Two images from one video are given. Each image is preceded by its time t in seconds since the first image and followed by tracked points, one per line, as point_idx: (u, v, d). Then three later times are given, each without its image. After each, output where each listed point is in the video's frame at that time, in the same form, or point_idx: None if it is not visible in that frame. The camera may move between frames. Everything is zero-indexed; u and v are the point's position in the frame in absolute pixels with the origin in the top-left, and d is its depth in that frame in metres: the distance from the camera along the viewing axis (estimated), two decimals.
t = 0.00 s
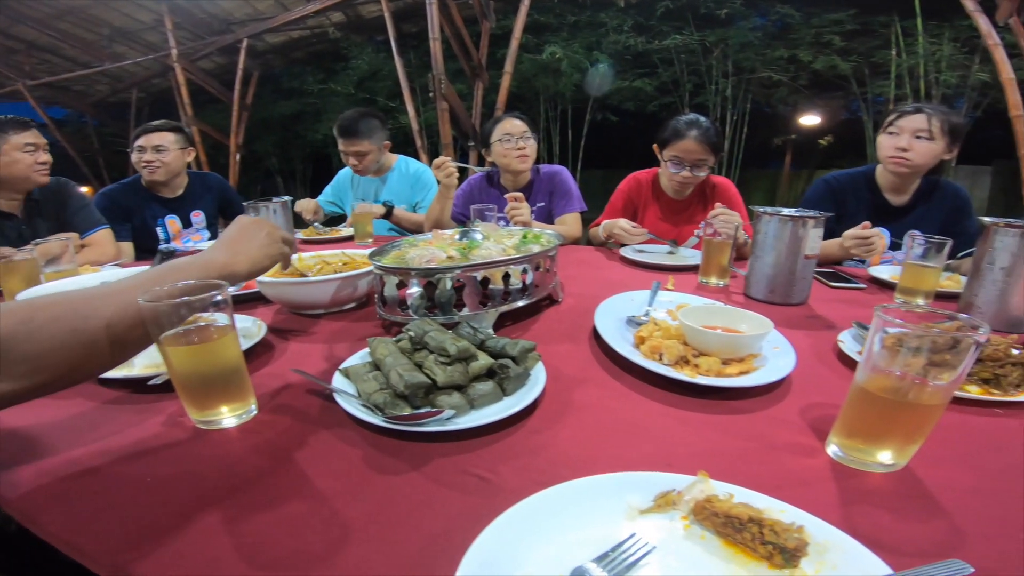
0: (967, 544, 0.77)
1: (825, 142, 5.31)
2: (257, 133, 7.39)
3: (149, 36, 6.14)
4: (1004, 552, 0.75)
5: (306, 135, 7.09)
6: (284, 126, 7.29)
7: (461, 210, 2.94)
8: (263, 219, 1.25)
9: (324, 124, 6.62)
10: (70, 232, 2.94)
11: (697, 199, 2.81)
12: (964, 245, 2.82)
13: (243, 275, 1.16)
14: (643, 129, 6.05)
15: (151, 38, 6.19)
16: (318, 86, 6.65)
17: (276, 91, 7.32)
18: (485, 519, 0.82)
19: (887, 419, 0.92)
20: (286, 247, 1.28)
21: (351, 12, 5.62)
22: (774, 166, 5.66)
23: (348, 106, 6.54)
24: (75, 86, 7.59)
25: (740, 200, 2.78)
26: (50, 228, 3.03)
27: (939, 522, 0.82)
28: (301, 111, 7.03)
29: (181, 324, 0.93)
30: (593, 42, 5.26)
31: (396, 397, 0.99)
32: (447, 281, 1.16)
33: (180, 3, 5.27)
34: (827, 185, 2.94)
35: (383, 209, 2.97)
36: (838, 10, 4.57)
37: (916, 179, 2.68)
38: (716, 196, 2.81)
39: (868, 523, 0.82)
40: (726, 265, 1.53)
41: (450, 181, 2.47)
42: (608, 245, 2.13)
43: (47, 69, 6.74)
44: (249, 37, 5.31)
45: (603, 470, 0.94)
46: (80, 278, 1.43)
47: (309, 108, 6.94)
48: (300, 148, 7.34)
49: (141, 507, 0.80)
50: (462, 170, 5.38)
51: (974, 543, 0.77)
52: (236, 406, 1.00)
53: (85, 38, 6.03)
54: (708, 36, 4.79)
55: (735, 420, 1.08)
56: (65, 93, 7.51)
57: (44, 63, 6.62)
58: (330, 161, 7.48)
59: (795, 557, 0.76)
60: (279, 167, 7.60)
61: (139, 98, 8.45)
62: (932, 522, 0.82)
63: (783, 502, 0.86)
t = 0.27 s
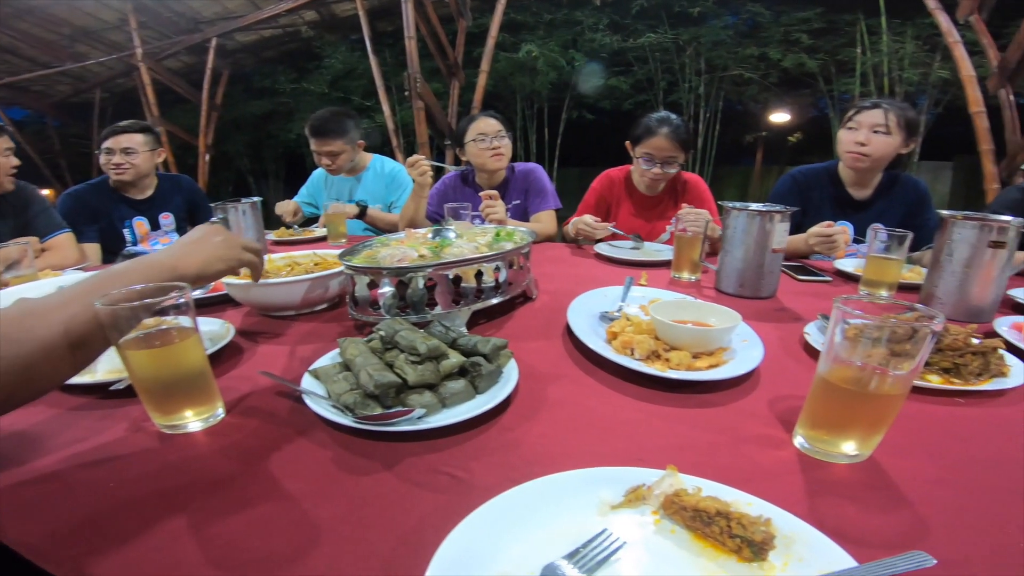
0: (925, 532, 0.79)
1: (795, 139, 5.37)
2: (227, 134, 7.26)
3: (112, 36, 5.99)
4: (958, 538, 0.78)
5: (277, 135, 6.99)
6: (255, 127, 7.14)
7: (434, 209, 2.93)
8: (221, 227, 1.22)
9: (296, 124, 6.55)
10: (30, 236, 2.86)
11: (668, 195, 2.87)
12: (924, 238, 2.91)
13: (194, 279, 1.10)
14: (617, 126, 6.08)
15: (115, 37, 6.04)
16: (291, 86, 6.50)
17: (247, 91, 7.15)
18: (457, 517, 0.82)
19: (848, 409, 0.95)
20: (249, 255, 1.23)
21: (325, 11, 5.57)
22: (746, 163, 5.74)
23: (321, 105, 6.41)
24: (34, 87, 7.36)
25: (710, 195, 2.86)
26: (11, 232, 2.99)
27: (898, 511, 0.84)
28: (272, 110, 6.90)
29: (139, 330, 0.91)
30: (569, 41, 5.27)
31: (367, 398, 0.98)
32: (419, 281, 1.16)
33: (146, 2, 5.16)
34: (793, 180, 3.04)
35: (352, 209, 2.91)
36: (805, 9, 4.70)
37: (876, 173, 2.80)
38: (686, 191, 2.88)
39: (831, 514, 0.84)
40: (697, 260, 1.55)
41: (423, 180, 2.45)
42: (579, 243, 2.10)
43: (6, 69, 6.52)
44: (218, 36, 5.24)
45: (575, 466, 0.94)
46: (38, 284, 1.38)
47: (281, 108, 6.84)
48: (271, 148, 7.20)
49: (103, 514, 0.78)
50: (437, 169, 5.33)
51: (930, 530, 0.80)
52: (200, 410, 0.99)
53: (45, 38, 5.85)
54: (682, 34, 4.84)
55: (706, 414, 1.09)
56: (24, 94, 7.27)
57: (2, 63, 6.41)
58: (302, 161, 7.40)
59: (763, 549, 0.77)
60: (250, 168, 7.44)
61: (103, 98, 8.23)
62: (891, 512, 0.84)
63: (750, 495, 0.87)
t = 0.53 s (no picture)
0: (882, 519, 0.82)
1: (763, 136, 5.48)
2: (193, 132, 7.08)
3: (70, 34, 5.80)
4: (912, 524, 0.81)
5: (246, 134, 6.87)
6: (223, 126, 6.98)
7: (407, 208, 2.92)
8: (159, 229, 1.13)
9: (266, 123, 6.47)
10: None
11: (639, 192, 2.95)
12: (882, 232, 3.01)
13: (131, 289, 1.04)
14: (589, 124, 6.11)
15: (73, 35, 5.84)
16: (259, 84, 6.44)
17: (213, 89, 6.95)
18: (426, 516, 0.82)
19: (809, 400, 0.97)
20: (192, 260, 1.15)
21: (296, 9, 5.50)
22: (716, 160, 5.82)
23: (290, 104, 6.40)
24: None
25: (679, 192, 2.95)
26: None
27: (857, 499, 0.87)
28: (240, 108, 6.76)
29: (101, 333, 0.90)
30: (544, 39, 5.29)
31: (334, 400, 0.98)
32: (387, 280, 1.15)
33: None
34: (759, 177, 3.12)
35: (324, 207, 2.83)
36: (773, 8, 4.82)
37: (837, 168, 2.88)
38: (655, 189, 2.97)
39: (793, 503, 0.87)
40: (667, 256, 1.57)
41: (395, 179, 2.45)
42: (553, 242, 2.11)
43: None
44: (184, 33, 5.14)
45: (545, 464, 0.95)
46: None
47: (250, 106, 6.73)
48: (240, 147, 7.05)
49: (59, 524, 0.76)
50: (411, 168, 5.28)
51: (887, 516, 0.83)
52: (160, 415, 0.97)
53: None
54: (654, 33, 4.89)
55: (674, 408, 1.11)
56: None
57: None
58: (272, 159, 7.29)
59: (729, 543, 0.78)
60: (218, 168, 7.24)
61: (62, 96, 7.95)
62: (850, 500, 0.87)
63: (717, 490, 0.88)
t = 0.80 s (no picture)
0: (841, 507, 0.85)
1: (732, 133, 5.72)
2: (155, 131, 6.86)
3: (24, 31, 5.56)
4: (870, 511, 0.84)
5: (212, 133, 6.71)
6: (187, 124, 6.77)
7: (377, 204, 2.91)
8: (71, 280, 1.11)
9: (232, 121, 6.35)
10: None
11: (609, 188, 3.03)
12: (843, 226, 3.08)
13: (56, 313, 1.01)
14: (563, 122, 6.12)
15: (27, 33, 5.60)
16: (224, 82, 6.30)
17: (175, 86, 6.66)
18: (394, 516, 0.81)
19: (771, 393, 0.98)
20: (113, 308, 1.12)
21: (264, 6, 5.33)
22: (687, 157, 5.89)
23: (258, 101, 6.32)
24: None
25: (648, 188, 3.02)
26: None
27: (819, 491, 0.89)
28: (205, 106, 6.59)
29: (50, 343, 0.89)
30: (517, 36, 5.28)
31: (299, 402, 0.96)
32: (353, 279, 1.13)
33: None
34: (725, 173, 3.18)
35: (302, 207, 2.79)
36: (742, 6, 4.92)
37: (800, 164, 2.94)
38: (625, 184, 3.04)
39: (756, 494, 0.89)
40: (636, 252, 1.58)
41: (364, 176, 2.44)
42: (525, 238, 2.12)
43: None
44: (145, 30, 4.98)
45: (515, 461, 0.95)
46: None
47: (216, 104, 6.57)
48: (206, 146, 6.86)
49: (8, 535, 0.73)
50: (383, 167, 5.22)
51: (846, 505, 0.86)
52: (119, 421, 0.95)
53: None
54: (626, 30, 4.93)
55: (643, 402, 1.12)
56: None
57: None
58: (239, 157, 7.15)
59: (695, 539, 0.80)
60: (181, 167, 7.02)
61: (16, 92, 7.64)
62: (812, 490, 0.89)
63: (684, 484, 0.90)
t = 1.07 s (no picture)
0: (808, 501, 0.87)
1: (707, 132, 5.75)
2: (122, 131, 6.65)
3: None
4: (835, 505, 0.86)
5: (183, 134, 6.57)
6: (156, 124, 6.60)
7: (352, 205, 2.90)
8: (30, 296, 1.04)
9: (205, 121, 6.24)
10: None
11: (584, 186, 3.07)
12: (812, 223, 3.15)
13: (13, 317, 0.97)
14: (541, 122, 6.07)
15: None
16: (195, 81, 6.17)
17: (144, 86, 6.45)
18: (366, 519, 0.81)
19: (740, 389, 1.00)
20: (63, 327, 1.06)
21: (237, 5, 5.25)
22: (663, 156, 5.93)
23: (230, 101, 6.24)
24: None
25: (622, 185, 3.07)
26: None
27: (787, 486, 0.90)
28: (174, 105, 6.42)
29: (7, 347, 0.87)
30: (496, 36, 5.29)
31: (268, 406, 0.95)
32: (325, 281, 1.12)
33: None
34: (698, 171, 3.23)
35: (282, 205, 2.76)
36: (716, 7, 5.03)
37: (770, 162, 2.99)
38: (599, 182, 3.08)
39: (726, 489, 0.90)
40: (611, 249, 1.60)
41: (338, 177, 2.42)
42: (502, 237, 2.13)
43: None
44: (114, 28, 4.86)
45: (489, 461, 0.95)
46: None
47: (188, 104, 6.43)
48: (175, 146, 6.68)
49: None
50: (359, 168, 5.16)
51: (812, 498, 0.87)
52: (84, 427, 0.93)
53: None
54: (605, 30, 5.00)
55: (616, 400, 1.13)
56: None
57: None
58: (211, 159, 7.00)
59: (666, 536, 0.80)
60: (149, 168, 6.80)
61: None
62: (780, 485, 0.91)
63: (655, 482, 0.91)
